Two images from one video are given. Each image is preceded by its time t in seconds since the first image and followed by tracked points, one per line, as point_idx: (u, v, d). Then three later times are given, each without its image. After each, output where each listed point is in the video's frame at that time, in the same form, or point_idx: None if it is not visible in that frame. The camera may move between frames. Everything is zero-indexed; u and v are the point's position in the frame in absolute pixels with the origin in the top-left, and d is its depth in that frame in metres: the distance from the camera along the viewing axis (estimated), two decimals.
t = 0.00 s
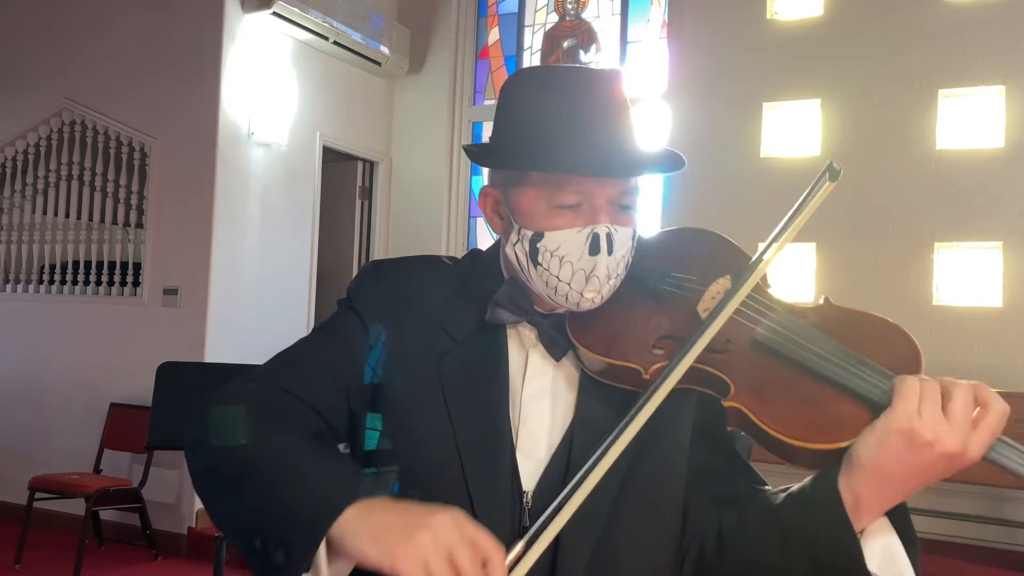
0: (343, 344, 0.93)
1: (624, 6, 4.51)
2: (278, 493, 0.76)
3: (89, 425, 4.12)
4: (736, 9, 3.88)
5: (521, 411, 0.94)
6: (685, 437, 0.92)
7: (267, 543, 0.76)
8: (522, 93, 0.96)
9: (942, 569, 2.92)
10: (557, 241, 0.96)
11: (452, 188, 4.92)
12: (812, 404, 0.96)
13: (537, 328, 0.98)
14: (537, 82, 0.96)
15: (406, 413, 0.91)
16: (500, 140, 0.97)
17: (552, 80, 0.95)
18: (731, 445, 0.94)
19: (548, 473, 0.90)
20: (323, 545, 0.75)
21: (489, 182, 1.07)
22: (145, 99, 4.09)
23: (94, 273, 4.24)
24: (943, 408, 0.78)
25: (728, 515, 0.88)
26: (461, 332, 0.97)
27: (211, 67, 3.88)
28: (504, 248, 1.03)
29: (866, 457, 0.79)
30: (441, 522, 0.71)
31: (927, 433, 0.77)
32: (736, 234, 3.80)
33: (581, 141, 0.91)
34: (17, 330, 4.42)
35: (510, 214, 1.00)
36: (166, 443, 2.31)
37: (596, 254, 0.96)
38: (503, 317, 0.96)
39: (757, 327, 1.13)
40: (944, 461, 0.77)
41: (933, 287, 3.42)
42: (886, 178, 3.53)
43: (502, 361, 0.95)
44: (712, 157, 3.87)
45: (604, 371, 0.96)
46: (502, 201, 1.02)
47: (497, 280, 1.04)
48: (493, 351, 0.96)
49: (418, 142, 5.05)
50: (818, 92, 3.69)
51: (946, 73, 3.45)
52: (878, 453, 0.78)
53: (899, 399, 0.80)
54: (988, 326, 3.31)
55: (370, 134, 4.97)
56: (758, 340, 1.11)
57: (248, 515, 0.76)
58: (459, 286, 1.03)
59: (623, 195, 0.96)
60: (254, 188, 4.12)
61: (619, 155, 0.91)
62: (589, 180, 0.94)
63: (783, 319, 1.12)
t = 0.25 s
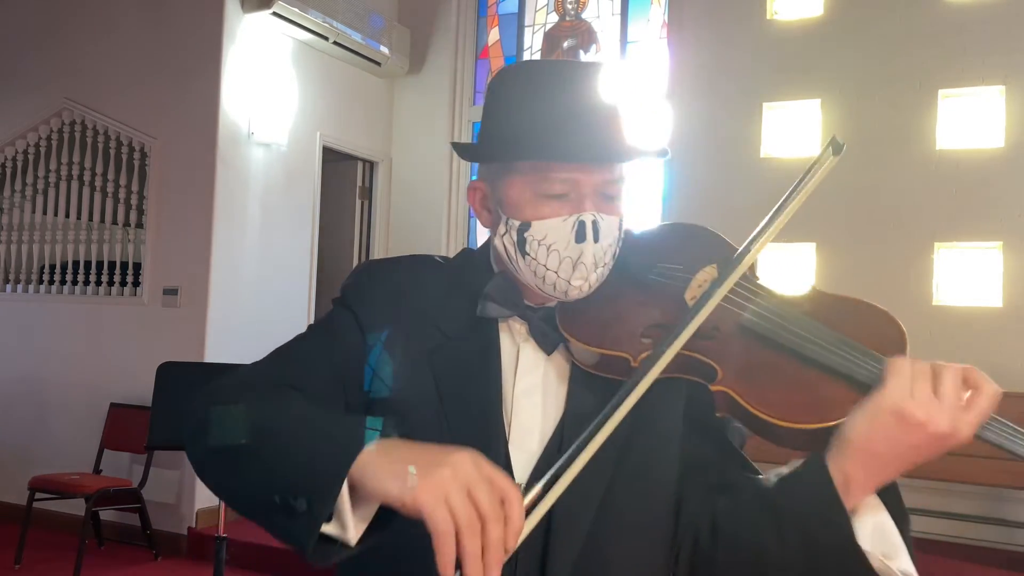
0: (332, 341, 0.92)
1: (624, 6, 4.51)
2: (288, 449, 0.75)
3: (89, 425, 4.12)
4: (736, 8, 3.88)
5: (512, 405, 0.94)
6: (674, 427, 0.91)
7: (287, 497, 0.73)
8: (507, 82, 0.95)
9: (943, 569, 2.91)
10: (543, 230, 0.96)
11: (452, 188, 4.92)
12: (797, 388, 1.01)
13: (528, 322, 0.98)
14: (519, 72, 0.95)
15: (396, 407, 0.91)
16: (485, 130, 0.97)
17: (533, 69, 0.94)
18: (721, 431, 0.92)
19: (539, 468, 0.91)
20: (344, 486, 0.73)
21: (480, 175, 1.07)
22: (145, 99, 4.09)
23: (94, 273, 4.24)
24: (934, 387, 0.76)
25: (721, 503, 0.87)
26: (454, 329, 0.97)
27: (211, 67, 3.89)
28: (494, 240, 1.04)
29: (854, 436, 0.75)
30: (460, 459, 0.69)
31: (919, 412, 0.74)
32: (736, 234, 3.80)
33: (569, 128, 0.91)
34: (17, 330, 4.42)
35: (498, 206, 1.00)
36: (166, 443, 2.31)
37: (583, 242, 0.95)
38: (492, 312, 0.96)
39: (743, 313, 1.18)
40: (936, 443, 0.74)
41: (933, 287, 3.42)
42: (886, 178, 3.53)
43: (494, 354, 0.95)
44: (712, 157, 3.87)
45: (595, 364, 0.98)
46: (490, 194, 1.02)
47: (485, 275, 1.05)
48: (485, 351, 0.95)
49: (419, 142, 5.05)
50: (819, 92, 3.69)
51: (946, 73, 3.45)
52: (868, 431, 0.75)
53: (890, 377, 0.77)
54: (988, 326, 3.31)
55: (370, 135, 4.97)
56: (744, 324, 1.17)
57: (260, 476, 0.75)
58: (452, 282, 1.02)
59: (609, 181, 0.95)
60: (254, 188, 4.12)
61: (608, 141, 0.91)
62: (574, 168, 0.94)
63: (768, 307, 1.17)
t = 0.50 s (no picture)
0: (332, 343, 0.95)
1: (624, 6, 4.50)
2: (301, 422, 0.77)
3: (89, 425, 4.12)
4: (736, 9, 3.88)
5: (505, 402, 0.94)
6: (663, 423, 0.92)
7: (303, 468, 0.76)
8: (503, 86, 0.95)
9: (943, 569, 2.91)
10: (531, 228, 0.95)
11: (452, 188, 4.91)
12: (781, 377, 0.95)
13: (519, 321, 0.97)
14: (515, 76, 0.96)
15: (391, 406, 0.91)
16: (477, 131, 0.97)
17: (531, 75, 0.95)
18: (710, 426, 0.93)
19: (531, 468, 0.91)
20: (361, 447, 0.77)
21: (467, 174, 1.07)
22: (145, 99, 4.09)
23: (94, 274, 4.24)
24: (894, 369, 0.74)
25: (705, 500, 0.86)
26: (445, 327, 0.96)
27: (211, 67, 3.89)
28: (484, 239, 1.03)
29: (825, 427, 0.76)
30: (471, 417, 0.71)
31: (879, 396, 0.73)
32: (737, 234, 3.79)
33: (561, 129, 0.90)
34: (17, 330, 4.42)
35: (488, 205, 1.00)
36: (164, 443, 2.31)
37: (569, 240, 0.94)
38: (482, 311, 0.95)
39: (727, 306, 1.14)
40: (904, 425, 0.73)
41: (933, 287, 3.42)
42: (885, 177, 3.52)
43: (488, 356, 0.94)
44: (712, 157, 3.87)
45: (588, 361, 0.95)
46: (480, 193, 1.02)
47: (475, 277, 1.03)
48: (476, 352, 0.94)
49: (418, 143, 5.05)
50: (819, 93, 3.69)
51: (946, 73, 3.45)
52: (835, 421, 0.75)
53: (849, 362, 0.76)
54: (988, 326, 3.30)
55: (370, 135, 4.97)
56: (730, 318, 1.12)
57: (273, 452, 0.77)
58: (445, 283, 1.02)
59: (596, 180, 0.95)
60: (254, 188, 4.12)
61: (599, 137, 0.90)
62: (560, 168, 0.93)
63: (753, 300, 1.13)
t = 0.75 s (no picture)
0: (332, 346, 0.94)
1: (624, 6, 4.50)
2: (310, 416, 0.78)
3: (89, 425, 4.12)
4: (737, 9, 3.89)
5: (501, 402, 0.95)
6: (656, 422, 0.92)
7: (321, 458, 0.77)
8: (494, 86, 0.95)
9: (942, 569, 2.91)
10: (522, 229, 0.96)
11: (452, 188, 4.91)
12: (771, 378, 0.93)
13: (514, 321, 0.98)
14: (506, 76, 0.95)
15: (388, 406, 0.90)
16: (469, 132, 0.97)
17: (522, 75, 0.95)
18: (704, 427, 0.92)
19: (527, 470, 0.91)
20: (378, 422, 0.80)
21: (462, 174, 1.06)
22: (145, 99, 4.10)
23: (94, 273, 4.24)
24: (882, 372, 0.75)
25: (695, 502, 0.86)
26: (443, 327, 0.96)
27: (211, 67, 3.89)
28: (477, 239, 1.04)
29: (809, 426, 0.77)
30: (482, 394, 0.73)
31: (864, 398, 0.74)
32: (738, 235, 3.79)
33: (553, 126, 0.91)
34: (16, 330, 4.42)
35: (480, 205, 1.00)
36: (163, 443, 2.30)
37: (560, 240, 0.95)
38: (475, 311, 0.95)
39: (717, 306, 1.11)
40: (887, 429, 0.74)
41: (933, 287, 3.42)
42: (885, 177, 3.52)
43: (485, 354, 0.94)
44: (713, 157, 3.87)
45: (587, 363, 0.96)
46: (472, 194, 1.02)
47: (469, 279, 1.03)
48: (473, 352, 0.94)
49: (419, 143, 5.05)
50: (819, 93, 3.69)
51: (946, 74, 3.45)
52: (819, 421, 0.76)
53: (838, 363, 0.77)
54: (987, 326, 3.31)
55: (370, 135, 4.96)
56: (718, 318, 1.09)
57: (287, 447, 0.78)
58: (444, 284, 1.02)
59: (587, 180, 0.95)
60: (254, 188, 4.11)
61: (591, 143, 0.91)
62: (551, 168, 0.93)
63: (743, 298, 1.10)
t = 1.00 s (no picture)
0: (335, 353, 0.96)
1: (624, 6, 4.50)
2: (321, 416, 0.79)
3: (88, 425, 4.12)
4: (737, 9, 3.89)
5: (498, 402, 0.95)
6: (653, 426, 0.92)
7: (334, 457, 0.78)
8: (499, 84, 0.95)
9: (942, 569, 2.91)
10: (516, 229, 0.96)
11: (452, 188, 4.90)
12: (765, 381, 0.93)
13: (513, 321, 0.98)
14: (504, 75, 0.95)
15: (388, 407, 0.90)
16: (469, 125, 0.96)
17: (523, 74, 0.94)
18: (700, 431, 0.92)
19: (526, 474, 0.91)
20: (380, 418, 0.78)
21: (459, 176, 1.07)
22: (145, 99, 4.10)
23: (94, 274, 4.24)
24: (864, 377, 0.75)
25: (694, 506, 0.86)
26: (443, 328, 0.96)
27: (211, 67, 3.89)
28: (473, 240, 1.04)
29: (796, 435, 0.77)
30: (489, 379, 0.74)
31: (848, 407, 0.74)
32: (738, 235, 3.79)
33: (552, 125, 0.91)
34: (16, 330, 4.42)
35: (476, 205, 1.00)
36: (163, 443, 2.30)
37: (555, 240, 0.95)
38: (472, 311, 0.95)
39: (712, 306, 1.10)
40: (872, 434, 0.75)
41: (933, 287, 3.42)
42: (885, 177, 3.52)
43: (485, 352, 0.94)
44: (713, 157, 3.87)
45: (583, 365, 0.96)
46: (469, 194, 1.02)
47: (469, 279, 1.04)
48: (475, 353, 0.94)
49: (419, 143, 5.05)
50: (819, 93, 3.69)
51: (946, 73, 3.45)
52: (805, 430, 0.77)
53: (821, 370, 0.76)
54: (987, 326, 3.31)
55: (370, 134, 4.96)
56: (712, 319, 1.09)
57: (296, 448, 0.79)
58: (444, 283, 1.01)
59: (581, 180, 0.95)
60: (254, 187, 4.11)
61: (589, 143, 0.91)
62: (547, 168, 0.93)
63: (736, 299, 1.09)
